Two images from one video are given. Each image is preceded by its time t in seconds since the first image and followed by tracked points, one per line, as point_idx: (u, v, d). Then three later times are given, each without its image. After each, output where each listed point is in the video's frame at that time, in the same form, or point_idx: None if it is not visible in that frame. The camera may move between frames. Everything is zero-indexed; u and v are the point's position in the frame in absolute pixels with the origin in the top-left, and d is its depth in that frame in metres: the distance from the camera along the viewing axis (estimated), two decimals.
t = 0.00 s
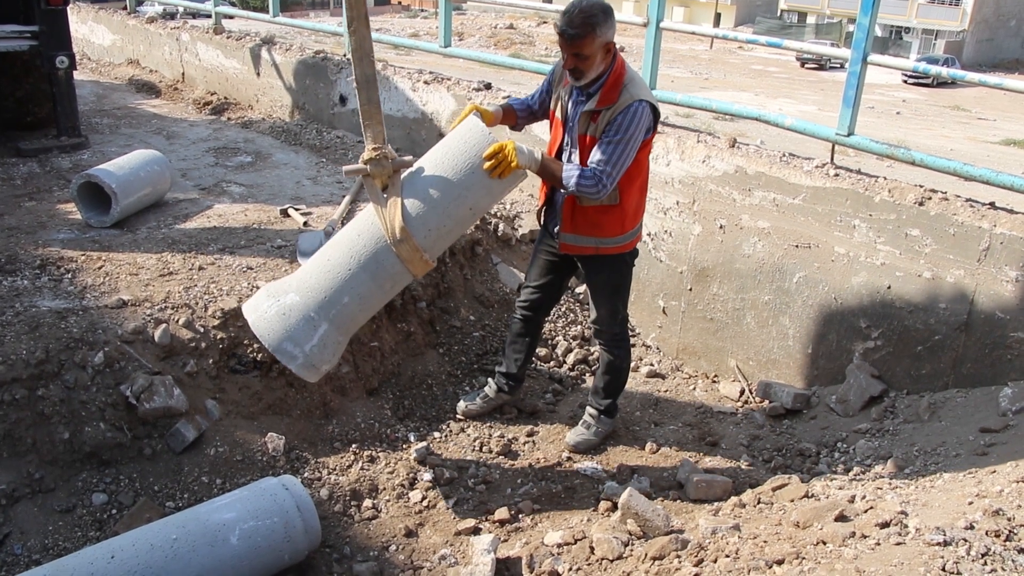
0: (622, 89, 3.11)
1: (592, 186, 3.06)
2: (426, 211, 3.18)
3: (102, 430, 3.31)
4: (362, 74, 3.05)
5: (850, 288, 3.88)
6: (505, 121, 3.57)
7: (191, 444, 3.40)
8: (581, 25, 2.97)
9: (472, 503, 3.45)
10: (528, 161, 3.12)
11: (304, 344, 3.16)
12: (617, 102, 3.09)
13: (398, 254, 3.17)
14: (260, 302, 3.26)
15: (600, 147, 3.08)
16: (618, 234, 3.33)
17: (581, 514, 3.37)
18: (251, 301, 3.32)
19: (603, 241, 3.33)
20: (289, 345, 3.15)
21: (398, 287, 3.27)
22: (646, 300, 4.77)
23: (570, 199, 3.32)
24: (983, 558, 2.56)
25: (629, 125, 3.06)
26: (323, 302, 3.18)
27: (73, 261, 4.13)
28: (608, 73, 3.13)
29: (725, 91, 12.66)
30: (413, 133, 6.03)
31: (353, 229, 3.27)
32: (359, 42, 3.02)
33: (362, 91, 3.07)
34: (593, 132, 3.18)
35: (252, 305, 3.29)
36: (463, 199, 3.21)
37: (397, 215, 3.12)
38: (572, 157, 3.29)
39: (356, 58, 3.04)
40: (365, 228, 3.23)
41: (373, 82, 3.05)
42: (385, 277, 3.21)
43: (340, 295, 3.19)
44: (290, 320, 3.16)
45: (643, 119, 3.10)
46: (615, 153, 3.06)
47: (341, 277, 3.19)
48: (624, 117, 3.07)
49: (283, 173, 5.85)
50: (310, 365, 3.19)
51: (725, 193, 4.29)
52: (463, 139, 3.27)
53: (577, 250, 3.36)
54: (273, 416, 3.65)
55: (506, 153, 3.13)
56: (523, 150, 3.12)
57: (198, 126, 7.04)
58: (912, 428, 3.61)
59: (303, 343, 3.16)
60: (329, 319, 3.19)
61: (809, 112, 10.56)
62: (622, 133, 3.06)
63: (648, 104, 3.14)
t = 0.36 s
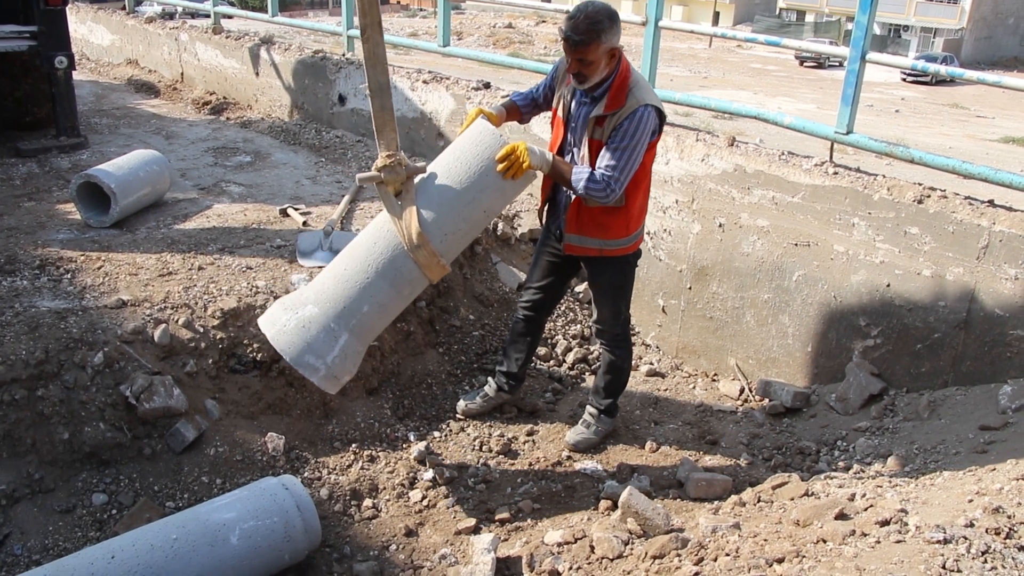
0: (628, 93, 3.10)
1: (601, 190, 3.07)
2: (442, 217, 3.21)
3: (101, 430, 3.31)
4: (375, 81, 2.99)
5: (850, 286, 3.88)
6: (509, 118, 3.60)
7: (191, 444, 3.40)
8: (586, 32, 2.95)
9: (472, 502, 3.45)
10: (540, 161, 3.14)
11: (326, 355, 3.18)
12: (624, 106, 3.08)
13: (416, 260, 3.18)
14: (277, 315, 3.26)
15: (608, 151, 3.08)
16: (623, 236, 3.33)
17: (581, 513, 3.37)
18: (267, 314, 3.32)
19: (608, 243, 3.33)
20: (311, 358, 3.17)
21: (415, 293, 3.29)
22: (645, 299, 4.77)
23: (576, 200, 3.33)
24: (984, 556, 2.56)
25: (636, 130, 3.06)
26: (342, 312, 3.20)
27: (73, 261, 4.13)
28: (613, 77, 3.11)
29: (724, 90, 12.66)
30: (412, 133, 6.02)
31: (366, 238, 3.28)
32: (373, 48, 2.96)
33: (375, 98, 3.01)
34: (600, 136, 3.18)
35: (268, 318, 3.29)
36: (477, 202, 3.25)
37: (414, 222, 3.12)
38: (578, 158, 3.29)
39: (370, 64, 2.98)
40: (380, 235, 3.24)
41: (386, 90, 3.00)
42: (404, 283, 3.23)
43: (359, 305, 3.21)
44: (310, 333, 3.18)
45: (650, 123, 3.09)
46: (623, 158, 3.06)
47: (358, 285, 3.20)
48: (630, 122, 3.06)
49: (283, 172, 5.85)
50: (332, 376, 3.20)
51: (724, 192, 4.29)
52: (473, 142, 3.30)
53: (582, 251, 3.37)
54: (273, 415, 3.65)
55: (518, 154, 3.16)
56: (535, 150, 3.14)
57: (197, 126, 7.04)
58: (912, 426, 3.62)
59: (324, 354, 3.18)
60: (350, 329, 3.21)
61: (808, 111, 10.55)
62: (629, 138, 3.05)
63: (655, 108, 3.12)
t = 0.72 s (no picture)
0: (634, 94, 3.10)
1: (608, 194, 3.09)
2: (450, 236, 3.20)
3: (102, 430, 3.31)
4: (381, 103, 3.04)
5: (849, 285, 3.89)
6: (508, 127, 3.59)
7: (191, 444, 3.40)
8: (595, 32, 2.95)
9: (473, 502, 3.45)
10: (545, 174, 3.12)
11: (341, 379, 3.15)
12: (630, 107, 3.08)
13: (426, 279, 3.18)
14: (290, 342, 3.23)
15: (615, 153, 3.08)
16: (628, 234, 3.34)
17: (581, 513, 3.37)
18: (280, 340, 3.29)
19: (611, 242, 3.34)
20: (327, 383, 3.13)
21: (427, 312, 3.29)
22: (646, 298, 4.77)
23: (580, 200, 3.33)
24: (984, 554, 2.56)
25: (643, 131, 3.06)
26: (355, 335, 3.18)
27: (73, 261, 4.13)
28: (619, 77, 3.12)
29: (724, 89, 12.65)
30: (412, 133, 6.02)
31: (376, 260, 3.28)
32: (380, 69, 3.00)
33: (382, 120, 3.06)
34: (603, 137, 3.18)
35: (281, 345, 3.26)
36: (484, 218, 3.24)
37: (423, 243, 3.13)
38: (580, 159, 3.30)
39: (377, 86, 3.02)
40: (391, 258, 3.24)
41: (393, 110, 3.05)
42: (415, 303, 3.23)
43: (372, 327, 3.20)
44: (325, 358, 3.14)
45: (655, 124, 3.10)
46: (630, 160, 3.08)
47: (370, 307, 3.19)
48: (635, 124, 3.06)
49: (283, 173, 5.85)
50: (349, 400, 3.17)
51: (724, 191, 4.29)
52: (475, 158, 3.29)
53: (586, 251, 3.37)
54: (273, 415, 3.66)
55: (523, 168, 3.16)
56: (540, 161, 3.14)
57: (197, 127, 7.04)
58: (912, 425, 3.62)
59: (340, 379, 3.15)
60: (363, 352, 3.19)
61: (808, 110, 10.54)
62: (636, 139, 3.06)
63: (660, 110, 3.13)
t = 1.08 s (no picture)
0: (622, 98, 3.11)
1: (609, 201, 3.11)
2: (454, 259, 3.18)
3: (102, 430, 3.31)
4: (385, 126, 2.97)
5: (849, 285, 3.89)
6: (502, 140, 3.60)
7: (191, 444, 3.40)
8: (579, 38, 2.94)
9: (472, 502, 3.45)
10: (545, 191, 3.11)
11: (351, 407, 3.13)
12: (618, 111, 3.09)
13: (431, 303, 3.17)
14: (298, 372, 3.21)
15: (610, 160, 3.10)
16: (625, 233, 3.36)
17: (581, 513, 3.37)
18: (286, 369, 3.27)
19: (609, 243, 3.35)
20: (337, 412, 3.11)
21: (431, 334, 3.28)
22: (645, 298, 4.77)
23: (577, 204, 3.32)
24: (983, 554, 2.57)
25: (634, 135, 3.08)
26: (361, 361, 3.17)
27: (73, 261, 4.13)
28: (605, 81, 3.12)
29: (724, 89, 12.64)
30: (412, 133, 6.02)
31: (379, 285, 3.25)
32: (384, 94, 2.92)
33: (385, 144, 3.00)
34: (594, 141, 3.18)
35: (288, 375, 3.24)
36: (486, 239, 3.22)
37: (427, 267, 3.11)
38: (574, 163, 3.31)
39: (381, 110, 2.95)
40: (394, 283, 3.22)
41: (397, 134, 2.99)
42: (421, 327, 3.22)
43: (379, 353, 3.18)
44: (334, 386, 3.13)
45: (645, 127, 3.11)
46: (624, 166, 3.10)
47: (376, 333, 3.18)
48: (626, 128, 3.07)
49: (283, 173, 5.85)
50: (360, 427, 3.15)
51: (723, 191, 4.29)
52: (476, 180, 3.26)
53: (584, 254, 3.37)
54: (273, 415, 3.66)
55: (523, 187, 3.13)
56: (539, 180, 3.12)
57: (197, 127, 7.04)
58: (912, 425, 3.62)
59: (350, 407, 3.13)
60: (372, 378, 3.18)
61: (807, 110, 10.53)
62: (628, 145, 3.08)
63: (648, 110, 3.15)
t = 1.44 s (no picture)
0: (602, 104, 3.09)
1: (604, 208, 3.12)
2: (451, 279, 3.20)
3: (101, 430, 3.31)
4: (383, 149, 2.96)
5: (848, 283, 3.89)
6: (489, 155, 3.57)
7: (190, 444, 3.40)
8: (552, 45, 2.93)
9: (472, 500, 3.45)
10: (540, 209, 3.13)
11: (353, 430, 3.14)
12: (600, 118, 3.08)
13: (429, 323, 3.19)
14: (297, 396, 3.21)
15: (598, 168, 3.11)
16: (620, 231, 3.37)
17: (580, 511, 3.37)
18: (284, 393, 3.26)
19: (606, 243, 3.36)
20: (339, 435, 3.12)
21: (430, 354, 3.30)
22: (644, 297, 4.78)
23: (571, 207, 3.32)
24: (982, 551, 2.57)
25: (618, 142, 3.07)
26: (361, 384, 3.18)
27: (71, 261, 4.13)
28: (583, 88, 3.10)
29: (723, 87, 12.63)
30: (410, 132, 6.02)
31: (376, 306, 3.27)
32: (382, 117, 2.90)
33: (382, 166, 2.98)
34: (580, 149, 3.18)
35: (287, 399, 3.23)
36: (483, 259, 3.24)
37: (426, 288, 3.14)
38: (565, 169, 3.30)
39: (378, 133, 2.93)
40: (392, 304, 3.23)
41: (395, 157, 2.97)
42: (420, 347, 3.23)
43: (378, 375, 3.20)
44: (334, 410, 3.13)
45: (629, 130, 3.10)
46: (612, 173, 3.10)
47: (375, 354, 3.19)
48: (610, 134, 3.07)
49: (281, 172, 5.84)
50: (362, 450, 3.16)
51: (722, 189, 4.29)
52: (471, 200, 3.28)
53: (583, 258, 3.38)
54: (272, 414, 3.67)
55: (518, 206, 3.14)
56: (533, 198, 3.13)
57: (195, 126, 7.03)
58: (911, 422, 3.61)
59: (351, 430, 3.13)
60: (373, 401, 3.19)
61: (806, 108, 10.51)
62: (614, 151, 3.07)
63: (631, 114, 3.13)
